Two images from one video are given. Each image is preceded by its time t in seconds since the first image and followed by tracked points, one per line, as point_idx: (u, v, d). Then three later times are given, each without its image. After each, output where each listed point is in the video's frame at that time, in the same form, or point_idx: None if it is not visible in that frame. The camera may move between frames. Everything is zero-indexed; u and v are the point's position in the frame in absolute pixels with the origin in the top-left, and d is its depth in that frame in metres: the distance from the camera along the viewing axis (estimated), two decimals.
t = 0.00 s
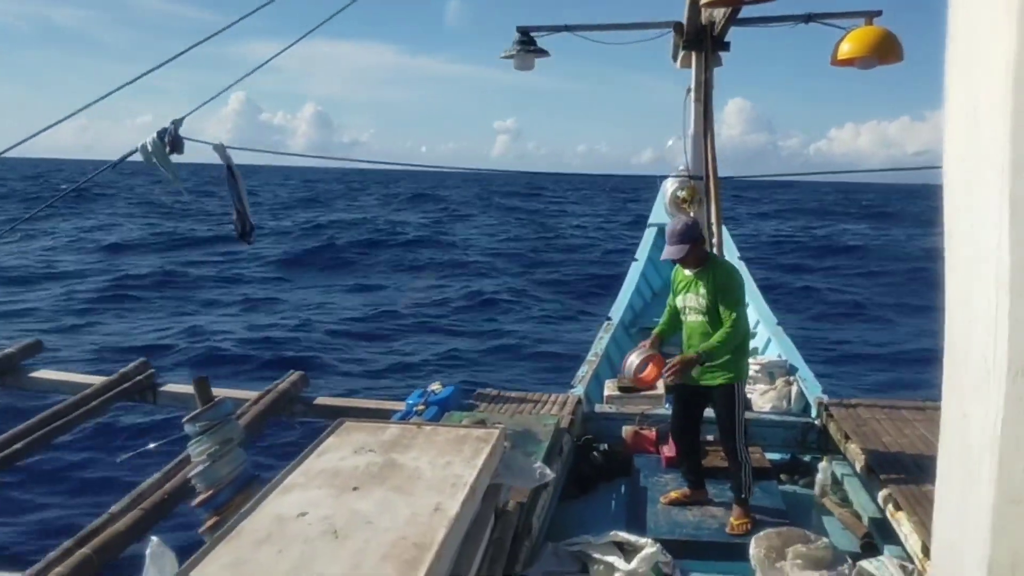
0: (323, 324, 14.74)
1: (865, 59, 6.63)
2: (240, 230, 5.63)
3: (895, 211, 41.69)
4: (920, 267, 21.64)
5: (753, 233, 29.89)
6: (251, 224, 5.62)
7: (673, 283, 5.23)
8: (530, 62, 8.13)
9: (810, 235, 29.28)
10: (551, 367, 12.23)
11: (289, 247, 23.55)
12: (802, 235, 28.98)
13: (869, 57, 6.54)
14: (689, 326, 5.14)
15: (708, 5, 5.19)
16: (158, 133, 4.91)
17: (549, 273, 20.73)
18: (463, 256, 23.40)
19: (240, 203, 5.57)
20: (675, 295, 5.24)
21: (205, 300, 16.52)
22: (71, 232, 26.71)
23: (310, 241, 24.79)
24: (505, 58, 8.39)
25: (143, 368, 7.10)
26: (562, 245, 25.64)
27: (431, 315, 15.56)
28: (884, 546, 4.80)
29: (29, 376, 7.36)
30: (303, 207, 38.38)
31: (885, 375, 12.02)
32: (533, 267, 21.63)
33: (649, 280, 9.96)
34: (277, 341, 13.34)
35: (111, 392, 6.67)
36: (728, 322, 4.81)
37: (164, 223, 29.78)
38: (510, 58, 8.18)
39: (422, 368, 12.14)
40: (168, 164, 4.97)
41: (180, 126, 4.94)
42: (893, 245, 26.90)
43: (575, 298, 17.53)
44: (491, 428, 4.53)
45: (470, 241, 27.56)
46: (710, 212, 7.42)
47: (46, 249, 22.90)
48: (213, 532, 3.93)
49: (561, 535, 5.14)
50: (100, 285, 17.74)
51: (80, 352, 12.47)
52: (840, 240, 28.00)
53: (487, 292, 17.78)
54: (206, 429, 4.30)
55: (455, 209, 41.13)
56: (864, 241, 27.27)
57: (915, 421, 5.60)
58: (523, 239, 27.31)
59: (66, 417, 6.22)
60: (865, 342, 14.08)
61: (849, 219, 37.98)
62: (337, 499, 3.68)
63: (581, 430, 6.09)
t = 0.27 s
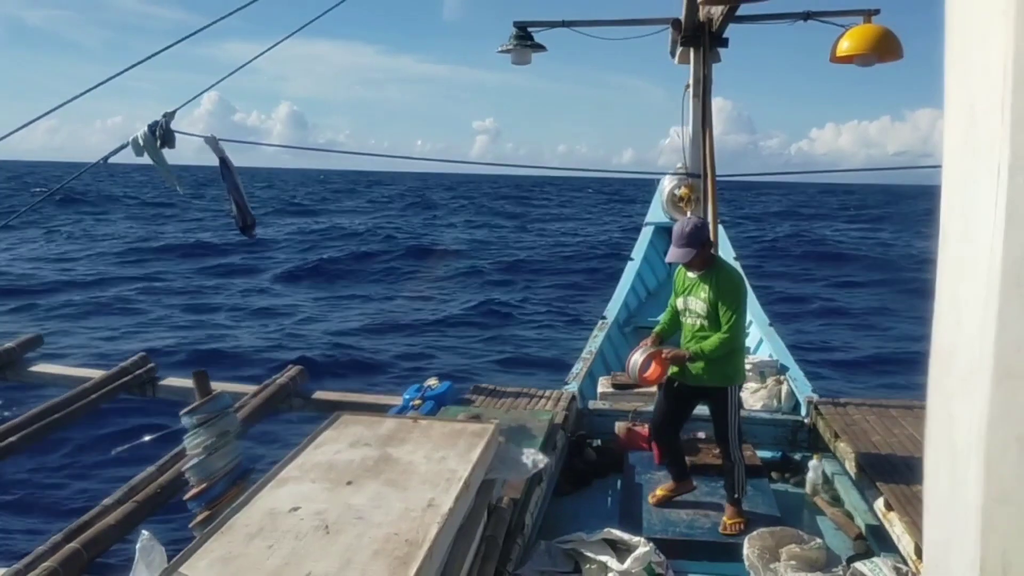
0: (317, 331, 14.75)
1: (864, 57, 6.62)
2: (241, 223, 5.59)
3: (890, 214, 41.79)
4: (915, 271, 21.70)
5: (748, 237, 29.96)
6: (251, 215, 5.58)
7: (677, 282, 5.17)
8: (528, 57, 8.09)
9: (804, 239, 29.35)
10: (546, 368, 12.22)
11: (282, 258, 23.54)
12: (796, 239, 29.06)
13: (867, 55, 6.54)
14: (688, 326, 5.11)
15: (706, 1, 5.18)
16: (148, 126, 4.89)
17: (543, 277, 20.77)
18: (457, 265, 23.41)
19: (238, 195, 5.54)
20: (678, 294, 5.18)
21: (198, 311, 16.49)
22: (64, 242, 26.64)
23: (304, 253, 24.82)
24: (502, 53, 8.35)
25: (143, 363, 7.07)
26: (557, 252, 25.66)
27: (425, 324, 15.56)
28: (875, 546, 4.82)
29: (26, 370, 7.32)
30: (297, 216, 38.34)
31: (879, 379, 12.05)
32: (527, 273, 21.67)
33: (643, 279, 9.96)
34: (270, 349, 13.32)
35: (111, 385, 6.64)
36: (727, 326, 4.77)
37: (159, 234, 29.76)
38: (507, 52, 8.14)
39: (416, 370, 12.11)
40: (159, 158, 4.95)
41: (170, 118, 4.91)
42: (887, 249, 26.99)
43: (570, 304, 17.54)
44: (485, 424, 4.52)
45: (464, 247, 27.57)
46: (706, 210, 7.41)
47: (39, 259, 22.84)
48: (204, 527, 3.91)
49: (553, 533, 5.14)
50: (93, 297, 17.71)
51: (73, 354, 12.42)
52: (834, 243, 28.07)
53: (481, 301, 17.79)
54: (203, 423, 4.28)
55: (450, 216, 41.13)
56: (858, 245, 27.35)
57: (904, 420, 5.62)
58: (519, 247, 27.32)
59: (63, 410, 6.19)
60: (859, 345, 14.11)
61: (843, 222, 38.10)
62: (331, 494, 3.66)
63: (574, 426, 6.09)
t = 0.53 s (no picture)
0: (317, 331, 14.75)
1: (866, 60, 6.59)
2: (241, 225, 5.56)
3: (893, 215, 41.75)
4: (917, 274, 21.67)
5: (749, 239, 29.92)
6: (250, 217, 5.56)
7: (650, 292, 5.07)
8: (528, 58, 8.06)
9: (806, 241, 29.32)
10: (546, 370, 12.20)
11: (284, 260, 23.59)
12: (798, 242, 29.03)
13: (869, 58, 6.50)
14: (666, 335, 5.00)
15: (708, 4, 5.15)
16: (151, 126, 4.87)
17: (545, 280, 20.76)
18: (459, 269, 23.40)
19: (237, 196, 5.52)
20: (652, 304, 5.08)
21: (199, 314, 16.48)
22: (67, 244, 26.64)
23: (305, 255, 24.86)
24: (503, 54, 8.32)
25: (138, 361, 7.06)
26: (559, 256, 25.64)
27: (426, 327, 15.55)
28: (874, 554, 4.79)
29: (22, 367, 7.31)
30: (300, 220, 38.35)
31: (881, 381, 12.02)
32: (529, 274, 21.65)
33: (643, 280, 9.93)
34: (270, 353, 13.30)
35: (106, 383, 6.62)
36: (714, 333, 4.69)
37: (161, 237, 29.75)
38: (508, 53, 8.11)
39: (415, 372, 12.09)
40: (164, 160, 4.92)
41: (173, 118, 4.89)
42: (889, 250, 26.97)
43: (571, 307, 17.52)
44: (481, 427, 4.49)
45: (466, 250, 27.56)
46: (706, 213, 7.38)
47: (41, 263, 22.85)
48: (196, 527, 3.89)
49: (550, 536, 5.12)
50: (94, 300, 17.69)
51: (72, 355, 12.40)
52: (836, 245, 28.04)
53: (483, 306, 17.77)
54: (197, 422, 4.27)
55: (452, 219, 41.12)
56: (860, 247, 27.31)
57: (904, 426, 5.58)
58: (520, 250, 27.29)
59: (56, 408, 6.17)
60: (860, 347, 14.07)
61: (845, 223, 38.08)
62: (325, 495, 3.64)
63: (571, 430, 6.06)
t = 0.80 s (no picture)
0: (319, 334, 14.78)
1: (865, 59, 6.60)
2: (238, 221, 5.57)
3: (894, 213, 41.76)
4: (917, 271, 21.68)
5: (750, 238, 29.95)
6: (248, 215, 5.58)
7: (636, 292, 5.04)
8: (528, 58, 8.08)
9: (807, 239, 29.34)
10: (547, 368, 12.22)
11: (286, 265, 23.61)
12: (799, 241, 29.06)
13: (868, 58, 6.51)
14: (657, 334, 4.98)
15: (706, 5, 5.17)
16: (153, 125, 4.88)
17: (547, 281, 20.80)
18: (460, 271, 23.43)
19: (236, 193, 5.54)
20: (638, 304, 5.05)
21: (201, 319, 16.52)
22: (68, 254, 26.70)
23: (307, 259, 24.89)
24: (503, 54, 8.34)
25: (137, 358, 7.09)
26: (560, 259, 25.67)
27: (427, 328, 15.57)
28: (873, 552, 4.81)
29: (23, 365, 7.34)
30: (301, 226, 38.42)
31: (881, 377, 12.03)
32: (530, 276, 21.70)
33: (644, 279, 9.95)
34: (271, 356, 13.32)
35: (106, 381, 6.65)
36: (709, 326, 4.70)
37: (162, 245, 29.82)
38: (508, 53, 8.13)
39: (416, 370, 12.11)
40: (164, 157, 4.94)
41: (175, 117, 4.91)
42: (890, 248, 26.99)
43: (571, 308, 17.54)
44: (481, 424, 4.51)
45: (468, 254, 27.60)
46: (705, 212, 7.39)
47: (43, 272, 22.90)
48: (197, 523, 3.91)
49: (550, 533, 5.14)
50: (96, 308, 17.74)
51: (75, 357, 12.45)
52: (837, 244, 28.05)
53: (484, 306, 17.79)
54: (195, 419, 4.30)
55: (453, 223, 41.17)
56: (860, 246, 27.33)
57: (906, 425, 5.59)
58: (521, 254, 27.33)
59: (57, 404, 6.20)
60: (860, 344, 14.10)
61: (845, 221, 38.11)
62: (325, 493, 3.66)
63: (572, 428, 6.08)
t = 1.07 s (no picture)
0: (321, 337, 14.81)
1: (867, 58, 6.60)
2: (243, 214, 5.60)
3: (896, 212, 41.72)
4: (919, 269, 21.66)
5: (752, 239, 29.93)
6: (253, 209, 5.60)
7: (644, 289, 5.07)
8: (531, 54, 8.09)
9: (808, 239, 29.31)
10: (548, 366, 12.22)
11: (288, 275, 23.70)
12: (801, 240, 29.04)
13: (871, 56, 6.52)
14: (661, 332, 5.00)
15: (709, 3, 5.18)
16: (156, 118, 4.89)
17: (548, 283, 20.84)
18: (461, 273, 23.43)
19: (241, 188, 5.55)
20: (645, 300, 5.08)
21: (202, 324, 16.52)
22: (70, 259, 26.72)
23: (310, 271, 24.95)
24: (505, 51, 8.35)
25: (138, 354, 7.10)
26: (561, 262, 25.69)
27: (428, 328, 15.58)
28: (873, 548, 4.81)
29: (26, 361, 7.35)
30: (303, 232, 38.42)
31: (883, 375, 12.03)
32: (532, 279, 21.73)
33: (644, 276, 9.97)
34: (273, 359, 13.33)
35: (108, 376, 6.66)
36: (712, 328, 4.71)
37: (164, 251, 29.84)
38: (511, 49, 8.13)
39: (419, 368, 12.12)
40: (167, 151, 4.95)
41: (179, 112, 4.92)
42: (891, 247, 26.97)
43: (573, 308, 17.54)
44: (483, 420, 4.52)
45: (469, 258, 27.61)
46: (707, 210, 7.41)
47: (45, 278, 22.90)
48: (201, 519, 3.93)
49: (551, 529, 5.15)
50: (98, 312, 17.75)
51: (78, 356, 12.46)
52: (838, 244, 28.03)
53: (486, 307, 17.80)
54: (199, 416, 4.30)
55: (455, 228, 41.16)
56: (862, 245, 27.31)
57: (908, 422, 5.59)
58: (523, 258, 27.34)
59: (60, 399, 6.20)
60: (862, 342, 14.13)
61: (847, 220, 38.08)
62: (328, 488, 3.67)
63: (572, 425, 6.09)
